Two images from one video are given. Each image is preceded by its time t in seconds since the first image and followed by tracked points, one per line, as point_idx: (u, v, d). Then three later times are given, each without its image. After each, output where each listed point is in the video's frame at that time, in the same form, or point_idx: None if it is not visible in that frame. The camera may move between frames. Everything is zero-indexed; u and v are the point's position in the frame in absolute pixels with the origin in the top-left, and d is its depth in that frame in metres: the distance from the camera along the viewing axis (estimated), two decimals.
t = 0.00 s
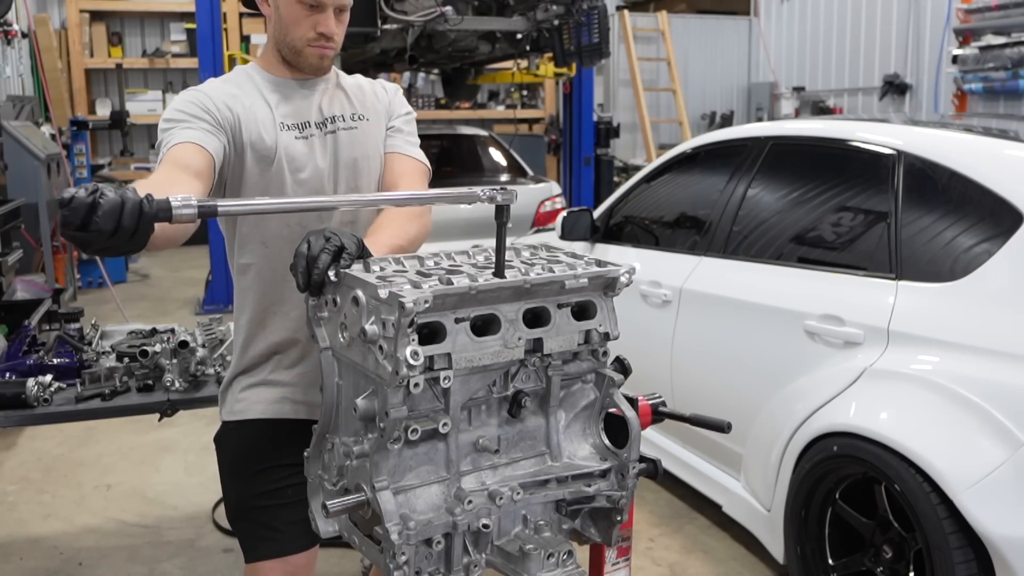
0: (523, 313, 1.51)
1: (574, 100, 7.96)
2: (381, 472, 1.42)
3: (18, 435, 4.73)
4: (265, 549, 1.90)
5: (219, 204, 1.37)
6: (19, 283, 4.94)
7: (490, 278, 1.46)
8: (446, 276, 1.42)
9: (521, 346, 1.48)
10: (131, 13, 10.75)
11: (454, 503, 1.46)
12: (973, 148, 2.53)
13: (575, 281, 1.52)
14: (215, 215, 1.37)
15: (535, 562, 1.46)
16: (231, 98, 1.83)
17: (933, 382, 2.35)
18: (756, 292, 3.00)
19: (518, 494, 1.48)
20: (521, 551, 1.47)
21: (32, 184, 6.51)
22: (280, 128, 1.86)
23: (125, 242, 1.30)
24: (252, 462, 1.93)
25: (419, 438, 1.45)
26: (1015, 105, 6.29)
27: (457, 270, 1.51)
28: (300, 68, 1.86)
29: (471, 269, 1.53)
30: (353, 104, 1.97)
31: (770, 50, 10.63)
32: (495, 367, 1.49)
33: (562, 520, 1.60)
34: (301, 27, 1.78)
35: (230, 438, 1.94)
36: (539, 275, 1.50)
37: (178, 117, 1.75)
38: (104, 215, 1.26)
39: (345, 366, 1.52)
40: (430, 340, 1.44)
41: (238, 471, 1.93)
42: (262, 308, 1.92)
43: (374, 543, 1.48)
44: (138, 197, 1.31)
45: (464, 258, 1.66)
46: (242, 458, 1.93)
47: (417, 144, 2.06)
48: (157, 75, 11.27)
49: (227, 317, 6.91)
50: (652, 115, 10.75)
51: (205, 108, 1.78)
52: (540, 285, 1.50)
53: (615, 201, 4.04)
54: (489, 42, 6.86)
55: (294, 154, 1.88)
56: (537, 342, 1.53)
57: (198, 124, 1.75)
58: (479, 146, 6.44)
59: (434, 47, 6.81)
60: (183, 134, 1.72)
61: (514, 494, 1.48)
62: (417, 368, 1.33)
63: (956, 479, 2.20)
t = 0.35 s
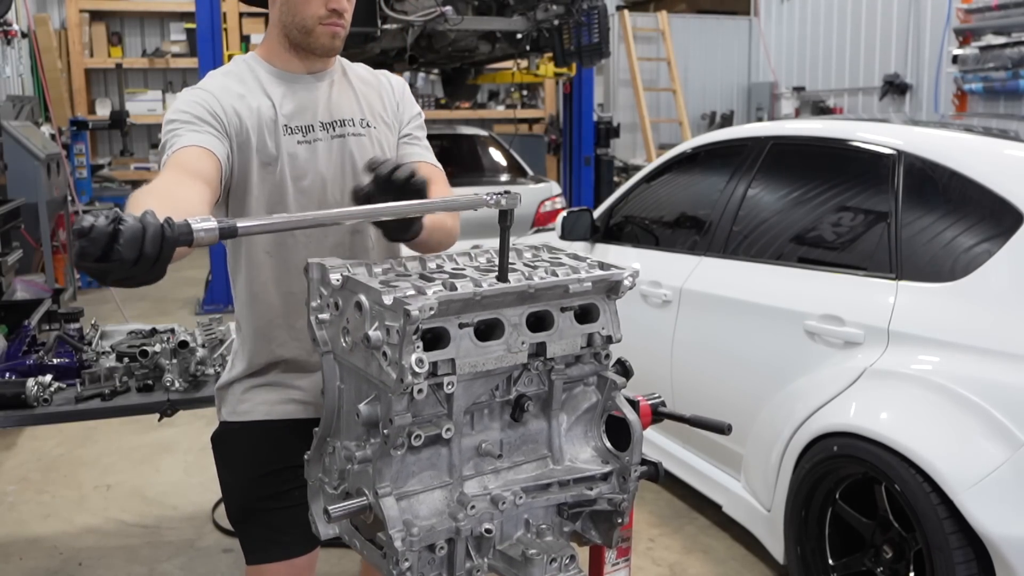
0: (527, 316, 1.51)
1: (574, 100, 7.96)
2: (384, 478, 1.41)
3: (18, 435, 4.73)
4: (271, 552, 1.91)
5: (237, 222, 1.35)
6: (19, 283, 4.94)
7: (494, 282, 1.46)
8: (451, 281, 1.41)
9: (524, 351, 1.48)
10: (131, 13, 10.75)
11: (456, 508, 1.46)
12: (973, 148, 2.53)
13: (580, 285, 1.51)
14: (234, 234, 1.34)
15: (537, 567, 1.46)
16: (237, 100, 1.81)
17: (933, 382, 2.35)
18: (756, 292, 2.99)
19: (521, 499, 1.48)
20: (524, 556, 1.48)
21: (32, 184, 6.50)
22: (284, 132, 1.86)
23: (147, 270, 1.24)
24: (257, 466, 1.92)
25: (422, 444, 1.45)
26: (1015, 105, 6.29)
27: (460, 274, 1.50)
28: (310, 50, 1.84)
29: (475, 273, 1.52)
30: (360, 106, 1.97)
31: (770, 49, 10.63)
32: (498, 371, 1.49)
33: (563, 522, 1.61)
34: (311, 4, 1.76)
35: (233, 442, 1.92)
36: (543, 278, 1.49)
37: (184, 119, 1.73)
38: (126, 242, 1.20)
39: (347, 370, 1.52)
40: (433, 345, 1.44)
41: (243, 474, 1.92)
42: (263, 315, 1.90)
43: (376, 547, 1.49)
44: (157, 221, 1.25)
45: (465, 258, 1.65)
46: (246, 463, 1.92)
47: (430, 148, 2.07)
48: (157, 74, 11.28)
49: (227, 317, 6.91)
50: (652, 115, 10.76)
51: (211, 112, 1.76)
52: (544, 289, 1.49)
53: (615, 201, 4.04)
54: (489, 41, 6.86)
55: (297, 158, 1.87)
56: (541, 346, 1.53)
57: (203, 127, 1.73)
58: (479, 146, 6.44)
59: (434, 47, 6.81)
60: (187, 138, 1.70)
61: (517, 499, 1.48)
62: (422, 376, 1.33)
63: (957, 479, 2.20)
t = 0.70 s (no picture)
0: (530, 319, 1.50)
1: (574, 100, 7.96)
2: (386, 481, 1.41)
3: (17, 435, 4.73)
4: (267, 559, 1.92)
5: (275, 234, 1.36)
6: (19, 283, 4.94)
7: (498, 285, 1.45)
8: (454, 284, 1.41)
9: (527, 353, 1.47)
10: (131, 13, 10.75)
11: (457, 510, 1.46)
12: (972, 148, 2.53)
13: (583, 288, 1.50)
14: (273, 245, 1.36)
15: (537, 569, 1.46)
16: (244, 105, 1.80)
17: (933, 382, 2.35)
18: (756, 291, 2.99)
19: (521, 501, 1.49)
20: (524, 558, 1.49)
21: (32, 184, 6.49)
22: (290, 137, 1.85)
23: (191, 288, 1.23)
24: (253, 472, 1.92)
25: (424, 446, 1.45)
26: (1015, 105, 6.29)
27: (464, 276, 1.50)
28: (314, 50, 1.83)
29: (479, 275, 1.52)
30: (367, 106, 1.96)
31: (770, 49, 10.63)
32: (500, 374, 1.48)
33: (563, 524, 1.61)
34: (316, 3, 1.76)
35: (227, 446, 1.91)
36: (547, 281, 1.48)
37: (193, 127, 1.72)
38: (167, 264, 1.18)
39: (349, 370, 1.52)
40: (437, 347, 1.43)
41: (238, 480, 1.91)
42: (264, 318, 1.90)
43: (377, 548, 1.49)
44: (191, 233, 1.22)
45: (466, 257, 1.64)
46: (242, 468, 1.91)
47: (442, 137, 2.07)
48: (157, 74, 11.28)
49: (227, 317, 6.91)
50: (652, 115, 10.75)
51: (219, 119, 1.75)
52: (548, 292, 1.48)
53: (615, 201, 4.04)
54: (489, 41, 6.85)
55: (302, 163, 1.87)
56: (543, 349, 1.52)
57: (210, 132, 1.73)
58: (479, 146, 6.43)
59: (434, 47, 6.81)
60: (195, 143, 1.69)
61: (518, 501, 1.48)
62: (425, 379, 1.32)
63: (957, 479, 2.20)
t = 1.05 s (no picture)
0: (540, 328, 1.48)
1: (574, 100, 7.95)
2: (387, 487, 1.41)
3: (17, 435, 4.73)
4: (264, 564, 1.95)
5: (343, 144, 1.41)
6: (19, 283, 4.93)
7: (509, 297, 1.43)
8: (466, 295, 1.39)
9: (535, 364, 1.46)
10: (131, 13, 10.75)
11: (457, 517, 1.46)
12: (973, 148, 2.53)
13: (595, 301, 1.49)
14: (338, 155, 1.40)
15: None
16: (267, 100, 1.79)
17: (934, 382, 2.35)
18: (756, 292, 2.99)
19: (520, 508, 1.49)
20: (520, 565, 1.49)
21: (32, 184, 6.48)
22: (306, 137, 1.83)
23: (292, 192, 1.26)
24: (253, 477, 1.93)
25: (427, 453, 1.45)
26: (1015, 104, 6.29)
27: (474, 284, 1.49)
28: (331, 53, 1.76)
29: (489, 282, 1.51)
30: (380, 110, 1.95)
31: (770, 49, 10.63)
32: (506, 384, 1.48)
33: (560, 528, 1.62)
34: (337, 7, 1.68)
35: (227, 452, 1.91)
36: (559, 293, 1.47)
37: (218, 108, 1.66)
38: (282, 161, 1.23)
39: (355, 372, 1.51)
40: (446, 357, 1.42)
41: (238, 485, 1.92)
42: (269, 317, 1.85)
43: (376, 549, 1.50)
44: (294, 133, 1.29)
45: (468, 259, 1.65)
46: (241, 474, 1.92)
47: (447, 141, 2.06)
48: (157, 74, 11.28)
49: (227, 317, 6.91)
50: (652, 115, 10.76)
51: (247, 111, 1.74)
52: (560, 305, 1.47)
53: (615, 201, 4.03)
54: (489, 41, 6.85)
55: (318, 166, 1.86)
56: (551, 358, 1.51)
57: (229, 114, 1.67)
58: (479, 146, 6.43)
59: (434, 47, 6.81)
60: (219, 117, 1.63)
61: (517, 509, 1.48)
62: (433, 396, 1.32)
63: (957, 479, 2.20)
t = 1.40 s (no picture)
0: (545, 335, 1.47)
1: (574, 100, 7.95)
2: (389, 492, 1.41)
3: (17, 435, 4.73)
4: (253, 566, 1.90)
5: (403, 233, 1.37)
6: (19, 283, 4.93)
7: (515, 304, 1.43)
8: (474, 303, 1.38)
9: (540, 371, 1.45)
10: (131, 13, 10.75)
11: (458, 521, 1.46)
12: (973, 147, 2.53)
13: (602, 309, 1.49)
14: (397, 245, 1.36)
15: None
16: (287, 110, 1.70)
17: (934, 382, 2.35)
18: (756, 292, 2.99)
19: (521, 512, 1.49)
20: (520, 569, 1.50)
21: (31, 184, 6.47)
22: (321, 147, 1.76)
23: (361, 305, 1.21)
24: (244, 477, 1.91)
25: (429, 458, 1.45)
26: (1015, 105, 6.28)
27: (481, 290, 1.48)
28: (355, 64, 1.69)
29: (496, 288, 1.50)
30: (395, 123, 1.90)
31: (770, 49, 10.63)
32: (511, 390, 1.48)
33: (559, 531, 1.62)
34: (367, 19, 1.61)
35: (217, 451, 1.90)
36: (566, 301, 1.46)
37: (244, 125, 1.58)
38: (363, 280, 1.17)
39: (358, 374, 1.50)
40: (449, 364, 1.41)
41: (228, 485, 1.90)
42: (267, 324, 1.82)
43: (375, 551, 1.49)
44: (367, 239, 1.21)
45: (470, 262, 1.66)
46: (232, 473, 1.90)
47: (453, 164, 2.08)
48: (156, 75, 11.28)
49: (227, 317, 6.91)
50: (652, 115, 10.75)
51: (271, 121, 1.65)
52: (566, 312, 1.46)
53: (615, 201, 4.03)
54: (489, 41, 6.85)
55: (330, 178, 1.79)
56: (556, 364, 1.51)
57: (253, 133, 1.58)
58: (479, 146, 6.43)
59: (434, 47, 6.81)
60: (247, 142, 1.55)
61: (517, 513, 1.49)
62: (439, 406, 1.31)
63: (957, 479, 2.20)
